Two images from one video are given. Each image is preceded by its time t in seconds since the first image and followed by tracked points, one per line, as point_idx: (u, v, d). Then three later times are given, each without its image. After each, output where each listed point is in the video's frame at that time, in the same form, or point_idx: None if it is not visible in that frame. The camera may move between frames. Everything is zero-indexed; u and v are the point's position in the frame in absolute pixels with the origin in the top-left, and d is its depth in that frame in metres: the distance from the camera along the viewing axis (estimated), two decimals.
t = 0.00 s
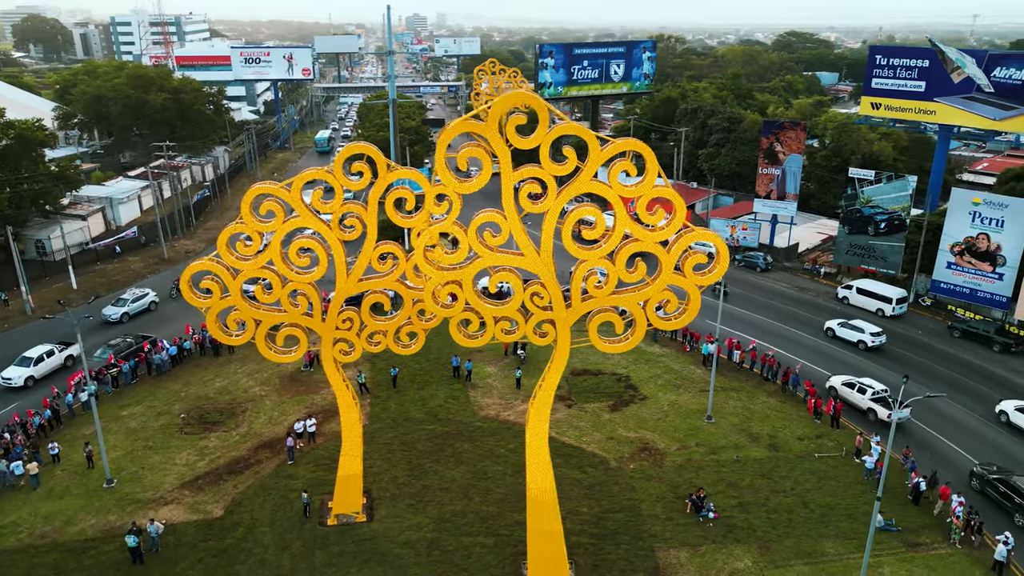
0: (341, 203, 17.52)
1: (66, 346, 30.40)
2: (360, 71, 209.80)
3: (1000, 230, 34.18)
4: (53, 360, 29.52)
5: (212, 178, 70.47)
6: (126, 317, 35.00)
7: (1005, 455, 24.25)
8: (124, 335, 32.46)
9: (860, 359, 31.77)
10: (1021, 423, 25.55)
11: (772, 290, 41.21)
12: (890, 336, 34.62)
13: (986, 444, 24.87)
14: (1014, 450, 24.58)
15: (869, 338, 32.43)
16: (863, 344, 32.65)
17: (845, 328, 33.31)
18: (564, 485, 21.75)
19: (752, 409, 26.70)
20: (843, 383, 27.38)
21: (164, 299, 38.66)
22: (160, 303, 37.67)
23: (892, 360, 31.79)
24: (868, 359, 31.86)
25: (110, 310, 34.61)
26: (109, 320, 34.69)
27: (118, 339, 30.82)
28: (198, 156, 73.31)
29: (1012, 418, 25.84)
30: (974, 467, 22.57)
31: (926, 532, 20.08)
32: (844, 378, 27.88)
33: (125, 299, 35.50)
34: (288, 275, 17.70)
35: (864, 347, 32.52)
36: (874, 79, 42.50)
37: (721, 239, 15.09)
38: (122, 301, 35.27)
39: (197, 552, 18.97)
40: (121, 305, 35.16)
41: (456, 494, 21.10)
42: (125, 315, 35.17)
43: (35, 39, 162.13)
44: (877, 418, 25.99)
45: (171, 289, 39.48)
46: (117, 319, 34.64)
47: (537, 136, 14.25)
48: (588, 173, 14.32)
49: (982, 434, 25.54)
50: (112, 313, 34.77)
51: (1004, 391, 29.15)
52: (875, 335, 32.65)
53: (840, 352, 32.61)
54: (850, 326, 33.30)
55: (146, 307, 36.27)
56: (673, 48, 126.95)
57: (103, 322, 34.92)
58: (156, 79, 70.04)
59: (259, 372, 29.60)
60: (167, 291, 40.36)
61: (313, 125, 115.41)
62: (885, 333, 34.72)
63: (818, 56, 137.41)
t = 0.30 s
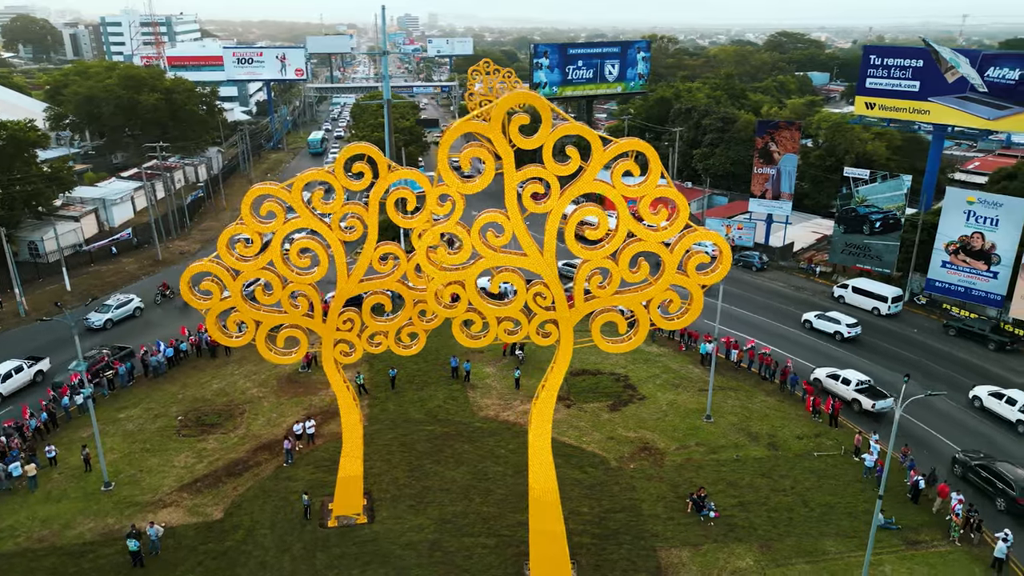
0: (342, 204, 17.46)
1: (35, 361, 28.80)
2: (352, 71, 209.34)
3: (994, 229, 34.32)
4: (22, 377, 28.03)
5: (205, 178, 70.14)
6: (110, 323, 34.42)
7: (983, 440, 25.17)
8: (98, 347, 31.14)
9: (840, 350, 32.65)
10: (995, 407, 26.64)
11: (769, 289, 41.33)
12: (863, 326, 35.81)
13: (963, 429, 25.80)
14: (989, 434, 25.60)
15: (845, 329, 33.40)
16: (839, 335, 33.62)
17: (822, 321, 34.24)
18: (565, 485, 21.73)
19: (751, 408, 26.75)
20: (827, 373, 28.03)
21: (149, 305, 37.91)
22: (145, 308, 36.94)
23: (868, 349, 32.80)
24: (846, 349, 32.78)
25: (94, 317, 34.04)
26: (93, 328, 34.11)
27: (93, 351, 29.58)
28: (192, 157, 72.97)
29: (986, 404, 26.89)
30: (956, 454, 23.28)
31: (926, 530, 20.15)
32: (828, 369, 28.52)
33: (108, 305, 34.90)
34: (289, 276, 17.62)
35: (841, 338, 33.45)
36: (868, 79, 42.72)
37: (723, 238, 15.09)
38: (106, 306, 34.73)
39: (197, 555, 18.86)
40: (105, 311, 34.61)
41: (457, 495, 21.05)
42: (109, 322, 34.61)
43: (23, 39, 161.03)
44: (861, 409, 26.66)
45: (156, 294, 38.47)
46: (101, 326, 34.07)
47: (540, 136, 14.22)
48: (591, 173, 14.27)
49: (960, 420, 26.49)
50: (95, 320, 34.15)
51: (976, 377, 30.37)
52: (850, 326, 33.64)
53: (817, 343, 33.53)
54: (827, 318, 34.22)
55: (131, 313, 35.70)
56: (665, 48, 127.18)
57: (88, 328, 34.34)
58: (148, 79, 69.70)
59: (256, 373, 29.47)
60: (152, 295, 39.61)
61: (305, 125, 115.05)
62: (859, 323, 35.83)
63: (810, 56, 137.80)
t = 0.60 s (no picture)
0: (343, 204, 17.39)
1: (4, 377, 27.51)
2: (344, 71, 208.93)
3: (989, 227, 34.50)
4: None
5: (199, 179, 69.71)
6: (94, 330, 33.65)
7: (959, 426, 26.11)
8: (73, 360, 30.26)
9: (819, 341, 33.61)
10: (968, 393, 27.68)
11: (766, 289, 41.44)
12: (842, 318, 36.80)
13: (940, 416, 26.74)
14: (964, 420, 26.57)
15: (823, 321, 34.44)
16: (817, 327, 34.61)
17: (801, 313, 35.23)
18: (566, 486, 21.71)
19: (750, 407, 26.80)
20: (812, 366, 28.78)
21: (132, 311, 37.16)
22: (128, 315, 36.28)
23: (845, 340, 33.81)
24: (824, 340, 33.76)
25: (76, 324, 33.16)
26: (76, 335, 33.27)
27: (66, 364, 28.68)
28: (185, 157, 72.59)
29: (960, 390, 27.92)
30: (938, 441, 24.00)
31: (926, 527, 20.23)
32: (812, 362, 29.22)
33: (91, 312, 34.08)
34: (289, 277, 17.53)
35: (819, 330, 34.44)
36: (863, 79, 42.90)
37: (726, 237, 15.12)
38: (90, 313, 33.91)
39: (198, 558, 18.76)
40: (88, 318, 33.79)
41: (458, 496, 21.00)
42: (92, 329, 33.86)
43: (13, 40, 159.87)
44: (847, 400, 27.36)
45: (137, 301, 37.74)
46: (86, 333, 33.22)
47: (543, 137, 14.19)
48: (595, 173, 14.26)
49: (937, 408, 27.43)
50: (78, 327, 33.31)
51: (950, 365, 31.46)
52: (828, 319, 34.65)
53: (797, 335, 34.48)
54: (805, 311, 35.20)
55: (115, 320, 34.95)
56: (658, 48, 127.42)
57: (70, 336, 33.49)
58: (141, 80, 69.31)
59: (254, 375, 29.35)
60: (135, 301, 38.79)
61: (299, 125, 114.54)
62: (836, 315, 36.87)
63: (801, 56, 138.17)
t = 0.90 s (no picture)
0: (343, 205, 17.34)
1: None
2: (336, 71, 208.22)
3: (982, 226, 34.70)
4: None
5: (191, 180, 69.30)
6: (76, 337, 33.01)
7: (934, 412, 27.11)
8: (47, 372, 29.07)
9: (799, 333, 34.46)
10: (941, 379, 28.78)
11: (762, 288, 41.56)
12: (821, 312, 37.66)
13: (916, 403, 27.71)
14: (939, 407, 27.61)
15: (800, 313, 35.24)
16: (795, 319, 35.45)
17: (779, 306, 36.05)
18: (566, 485, 21.71)
19: (747, 406, 26.87)
20: (797, 359, 29.15)
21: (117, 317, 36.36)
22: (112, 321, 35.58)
23: (823, 331, 34.73)
24: (804, 332, 34.62)
25: (59, 330, 32.65)
26: (59, 342, 32.76)
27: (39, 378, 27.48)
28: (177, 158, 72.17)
29: (934, 377, 29.00)
30: (918, 427, 24.80)
31: (925, 524, 20.33)
32: (797, 355, 29.71)
33: (74, 319, 33.47)
34: (289, 278, 17.45)
35: (797, 322, 35.26)
36: (856, 78, 43.05)
37: (727, 235, 15.19)
38: (72, 321, 33.34)
39: (197, 561, 18.66)
40: (70, 326, 33.20)
41: (458, 496, 20.96)
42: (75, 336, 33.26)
43: None
44: (832, 392, 27.72)
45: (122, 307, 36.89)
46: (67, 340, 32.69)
47: (546, 136, 14.19)
48: (597, 172, 14.28)
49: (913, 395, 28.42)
50: (60, 334, 32.77)
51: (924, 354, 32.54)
52: (805, 311, 35.53)
53: (776, 328, 35.27)
54: (783, 304, 36.03)
55: (98, 327, 34.25)
56: (649, 48, 127.70)
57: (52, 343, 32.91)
58: (132, 80, 68.90)
59: (250, 376, 29.20)
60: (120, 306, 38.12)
61: (290, 125, 114.07)
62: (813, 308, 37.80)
63: (792, 56, 138.66)
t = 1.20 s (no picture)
0: (344, 206, 17.28)
1: None
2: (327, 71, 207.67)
3: (976, 224, 34.90)
4: None
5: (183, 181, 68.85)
6: (59, 345, 32.15)
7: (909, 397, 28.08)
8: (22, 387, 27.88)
9: (779, 326, 35.31)
10: (914, 366, 29.91)
11: (756, 286, 41.77)
12: (815, 310, 37.90)
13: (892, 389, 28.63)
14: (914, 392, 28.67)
15: (779, 307, 36.17)
16: (775, 313, 36.35)
17: (759, 300, 36.95)
18: (565, 485, 21.70)
19: (745, 405, 26.96)
20: (782, 352, 29.63)
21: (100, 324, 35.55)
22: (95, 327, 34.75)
23: (802, 324, 35.65)
24: (783, 325, 35.52)
25: (41, 338, 31.77)
26: (40, 350, 31.90)
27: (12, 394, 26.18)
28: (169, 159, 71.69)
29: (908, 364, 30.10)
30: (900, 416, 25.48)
31: (923, 522, 20.44)
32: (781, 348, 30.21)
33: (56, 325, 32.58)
34: (289, 280, 17.39)
35: (776, 315, 36.15)
36: (850, 78, 43.40)
37: (728, 235, 15.21)
38: (54, 327, 32.26)
39: (197, 564, 18.55)
40: (52, 332, 32.18)
41: (458, 497, 20.93)
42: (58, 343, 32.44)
43: None
44: (816, 383, 28.28)
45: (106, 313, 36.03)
46: (49, 348, 31.84)
47: (548, 137, 14.18)
48: (600, 172, 14.28)
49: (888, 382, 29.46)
50: (42, 342, 31.92)
51: (899, 343, 33.67)
52: (784, 304, 36.43)
53: (757, 322, 36.07)
54: (762, 298, 36.91)
55: (81, 334, 33.42)
56: (640, 48, 127.99)
57: (33, 350, 32.02)
58: (122, 81, 68.47)
59: (247, 378, 29.06)
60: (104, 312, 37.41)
61: (281, 126, 113.59)
62: (793, 303, 38.64)
63: (782, 56, 139.14)
